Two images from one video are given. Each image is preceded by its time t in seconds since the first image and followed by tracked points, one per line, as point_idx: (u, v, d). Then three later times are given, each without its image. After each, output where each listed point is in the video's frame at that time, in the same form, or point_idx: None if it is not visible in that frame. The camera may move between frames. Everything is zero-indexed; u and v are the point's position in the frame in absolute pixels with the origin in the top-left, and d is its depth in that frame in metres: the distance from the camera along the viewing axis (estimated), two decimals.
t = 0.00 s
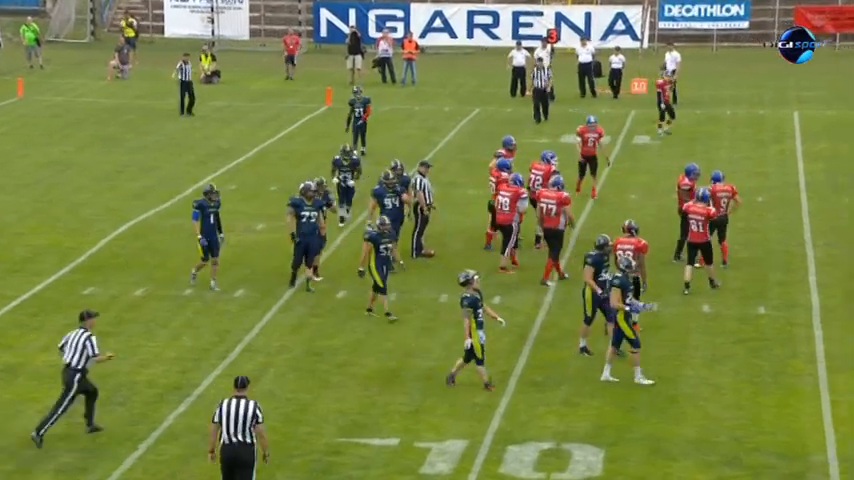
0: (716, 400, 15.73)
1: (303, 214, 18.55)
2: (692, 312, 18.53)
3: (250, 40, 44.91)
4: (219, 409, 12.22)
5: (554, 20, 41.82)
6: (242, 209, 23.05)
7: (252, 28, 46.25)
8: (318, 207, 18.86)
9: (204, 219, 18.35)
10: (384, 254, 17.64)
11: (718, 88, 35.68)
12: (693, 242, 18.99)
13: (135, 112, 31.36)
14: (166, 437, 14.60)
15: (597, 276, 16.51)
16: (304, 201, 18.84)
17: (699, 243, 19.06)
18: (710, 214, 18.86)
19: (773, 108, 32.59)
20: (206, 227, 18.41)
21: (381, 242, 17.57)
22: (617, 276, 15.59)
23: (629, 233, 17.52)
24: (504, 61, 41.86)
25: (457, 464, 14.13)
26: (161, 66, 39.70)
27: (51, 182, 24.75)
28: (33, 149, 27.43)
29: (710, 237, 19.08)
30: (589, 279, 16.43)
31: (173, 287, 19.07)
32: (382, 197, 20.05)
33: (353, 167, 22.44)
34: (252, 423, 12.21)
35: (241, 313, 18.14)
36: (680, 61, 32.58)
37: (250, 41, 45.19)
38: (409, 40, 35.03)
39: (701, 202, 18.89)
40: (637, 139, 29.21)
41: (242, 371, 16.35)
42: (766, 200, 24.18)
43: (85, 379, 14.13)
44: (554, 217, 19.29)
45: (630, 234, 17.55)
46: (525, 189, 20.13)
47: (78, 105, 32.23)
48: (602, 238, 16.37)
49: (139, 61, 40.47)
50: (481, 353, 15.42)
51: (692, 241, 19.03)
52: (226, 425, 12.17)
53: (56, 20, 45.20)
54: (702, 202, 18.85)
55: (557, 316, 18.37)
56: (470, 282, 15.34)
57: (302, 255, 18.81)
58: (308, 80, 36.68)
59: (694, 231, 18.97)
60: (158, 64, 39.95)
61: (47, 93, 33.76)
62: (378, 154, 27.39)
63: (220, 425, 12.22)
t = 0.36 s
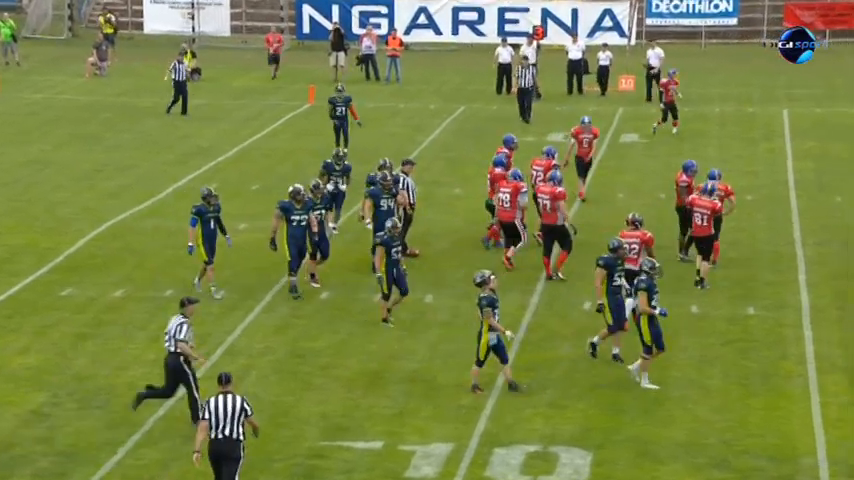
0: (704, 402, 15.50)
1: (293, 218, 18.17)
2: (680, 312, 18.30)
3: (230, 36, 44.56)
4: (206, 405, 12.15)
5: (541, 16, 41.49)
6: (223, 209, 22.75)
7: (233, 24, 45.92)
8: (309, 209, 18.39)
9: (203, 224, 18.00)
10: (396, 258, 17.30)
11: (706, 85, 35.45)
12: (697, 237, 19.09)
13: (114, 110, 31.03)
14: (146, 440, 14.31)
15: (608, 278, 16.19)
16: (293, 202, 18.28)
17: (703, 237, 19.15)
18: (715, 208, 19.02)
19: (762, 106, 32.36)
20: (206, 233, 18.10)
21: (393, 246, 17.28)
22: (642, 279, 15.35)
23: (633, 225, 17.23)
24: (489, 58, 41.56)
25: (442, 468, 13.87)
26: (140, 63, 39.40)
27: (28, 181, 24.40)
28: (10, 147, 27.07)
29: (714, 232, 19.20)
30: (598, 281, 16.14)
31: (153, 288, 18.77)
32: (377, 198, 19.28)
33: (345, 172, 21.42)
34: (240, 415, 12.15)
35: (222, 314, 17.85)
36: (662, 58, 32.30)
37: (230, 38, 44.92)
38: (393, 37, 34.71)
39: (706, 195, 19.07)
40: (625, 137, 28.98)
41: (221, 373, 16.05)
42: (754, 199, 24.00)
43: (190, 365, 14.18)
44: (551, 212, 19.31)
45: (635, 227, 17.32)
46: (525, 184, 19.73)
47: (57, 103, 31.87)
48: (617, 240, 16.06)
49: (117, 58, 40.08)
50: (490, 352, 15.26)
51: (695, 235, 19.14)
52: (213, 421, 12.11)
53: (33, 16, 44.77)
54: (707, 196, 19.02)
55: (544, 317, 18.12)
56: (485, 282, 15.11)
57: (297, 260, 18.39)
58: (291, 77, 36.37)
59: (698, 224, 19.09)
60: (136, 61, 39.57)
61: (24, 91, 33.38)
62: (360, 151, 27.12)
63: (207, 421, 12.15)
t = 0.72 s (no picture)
0: (692, 404, 15.26)
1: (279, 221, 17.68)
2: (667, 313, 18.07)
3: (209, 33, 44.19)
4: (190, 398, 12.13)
5: (525, 13, 41.28)
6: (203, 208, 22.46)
7: (212, 20, 45.58)
8: (294, 211, 17.95)
9: (201, 227, 17.54)
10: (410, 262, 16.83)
11: (691, 83, 35.23)
12: (698, 235, 19.10)
13: (92, 108, 30.67)
14: (123, 444, 14.02)
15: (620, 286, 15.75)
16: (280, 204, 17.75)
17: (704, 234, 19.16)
18: (713, 204, 18.99)
19: (749, 103, 32.15)
20: (204, 235, 17.69)
21: (406, 248, 16.81)
22: (667, 281, 14.89)
23: (635, 219, 17.62)
24: (473, 54, 41.28)
25: (425, 472, 13.62)
26: (118, 59, 39.03)
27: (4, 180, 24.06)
28: None
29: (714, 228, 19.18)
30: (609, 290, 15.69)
31: (132, 289, 18.47)
32: (375, 201, 18.80)
33: (333, 176, 20.47)
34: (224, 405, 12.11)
35: (202, 316, 17.56)
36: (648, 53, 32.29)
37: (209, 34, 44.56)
38: (376, 33, 34.42)
39: (705, 192, 19.02)
40: (610, 135, 28.75)
41: (200, 376, 15.76)
42: (741, 198, 23.78)
43: (282, 350, 14.63)
44: (553, 212, 19.09)
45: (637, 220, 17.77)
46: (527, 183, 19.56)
47: (33, 101, 31.49)
48: (626, 246, 15.73)
49: (95, 55, 39.71)
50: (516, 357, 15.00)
51: (696, 233, 19.14)
52: (200, 412, 12.12)
53: (8, 12, 44.36)
54: (705, 192, 19.01)
55: (529, 318, 17.87)
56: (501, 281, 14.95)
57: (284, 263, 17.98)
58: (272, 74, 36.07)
59: (698, 222, 19.09)
60: (114, 58, 39.20)
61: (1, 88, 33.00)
62: (342, 149, 26.85)
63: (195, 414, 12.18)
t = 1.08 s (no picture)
0: (673, 404, 15.27)
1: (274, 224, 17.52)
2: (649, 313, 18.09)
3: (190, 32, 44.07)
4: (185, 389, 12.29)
5: (507, 13, 41.24)
6: (184, 208, 22.40)
7: (193, 20, 45.48)
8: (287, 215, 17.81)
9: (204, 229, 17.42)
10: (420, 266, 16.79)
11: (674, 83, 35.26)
12: (691, 229, 19.31)
13: (72, 107, 30.58)
14: (104, 445, 13.96)
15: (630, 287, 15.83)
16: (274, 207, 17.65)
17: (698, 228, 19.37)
18: (707, 199, 19.13)
19: (731, 103, 32.19)
20: (209, 238, 17.49)
21: (417, 254, 16.74)
22: (682, 282, 14.98)
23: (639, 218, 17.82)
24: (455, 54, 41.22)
25: (408, 471, 13.60)
26: (98, 59, 38.91)
27: None
28: None
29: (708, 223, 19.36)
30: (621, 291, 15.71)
31: (113, 290, 18.40)
32: (374, 208, 18.65)
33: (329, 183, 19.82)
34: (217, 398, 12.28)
35: (183, 316, 17.51)
36: (633, 52, 32.11)
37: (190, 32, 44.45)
38: (358, 33, 34.35)
39: (700, 187, 19.16)
40: (593, 135, 28.76)
41: (182, 376, 15.71)
42: (722, 197, 23.82)
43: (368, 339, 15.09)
44: (551, 211, 19.32)
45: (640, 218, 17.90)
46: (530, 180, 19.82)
47: (13, 101, 31.36)
48: (635, 246, 15.77)
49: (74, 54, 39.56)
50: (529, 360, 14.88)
51: (689, 227, 19.34)
52: (192, 401, 12.27)
53: None
54: (699, 188, 19.14)
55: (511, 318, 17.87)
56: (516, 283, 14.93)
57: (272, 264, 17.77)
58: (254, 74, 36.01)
59: (691, 217, 19.28)
60: (94, 58, 39.07)
61: None
62: (324, 149, 26.81)
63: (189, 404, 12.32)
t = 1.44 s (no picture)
0: (650, 403, 15.29)
1: (270, 228, 17.32)
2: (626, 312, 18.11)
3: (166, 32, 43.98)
4: (171, 380, 12.38)
5: (484, 12, 41.22)
6: (161, 208, 22.34)
7: (170, 20, 45.42)
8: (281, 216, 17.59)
9: (205, 236, 17.04)
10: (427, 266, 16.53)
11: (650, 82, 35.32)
12: (685, 225, 19.46)
13: (48, 107, 30.46)
14: (81, 446, 13.91)
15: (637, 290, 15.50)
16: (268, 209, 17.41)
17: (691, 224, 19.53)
18: (702, 195, 19.36)
19: (707, 103, 32.29)
20: (208, 245, 17.15)
21: (425, 254, 16.46)
22: (696, 282, 14.90)
23: (629, 210, 18.09)
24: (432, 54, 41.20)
25: (385, 471, 13.60)
26: (74, 58, 38.77)
27: None
28: None
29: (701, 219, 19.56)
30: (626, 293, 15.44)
31: (89, 290, 18.34)
32: (370, 210, 18.50)
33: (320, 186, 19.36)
34: (203, 390, 12.44)
35: (160, 316, 17.46)
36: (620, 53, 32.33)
37: (167, 32, 44.32)
38: (335, 33, 34.32)
39: (695, 183, 19.37)
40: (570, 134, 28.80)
41: (158, 376, 15.67)
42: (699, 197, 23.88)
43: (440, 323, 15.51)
44: (542, 207, 19.45)
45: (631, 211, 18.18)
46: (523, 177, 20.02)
47: None
48: (644, 250, 15.43)
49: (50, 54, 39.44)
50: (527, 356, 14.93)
51: (683, 223, 19.49)
52: (176, 396, 12.36)
53: None
54: (695, 183, 19.36)
55: (489, 317, 17.87)
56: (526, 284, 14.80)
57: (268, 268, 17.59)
58: (230, 74, 35.98)
59: (686, 212, 19.45)
60: (70, 57, 38.95)
61: None
62: (302, 149, 26.79)
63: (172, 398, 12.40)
